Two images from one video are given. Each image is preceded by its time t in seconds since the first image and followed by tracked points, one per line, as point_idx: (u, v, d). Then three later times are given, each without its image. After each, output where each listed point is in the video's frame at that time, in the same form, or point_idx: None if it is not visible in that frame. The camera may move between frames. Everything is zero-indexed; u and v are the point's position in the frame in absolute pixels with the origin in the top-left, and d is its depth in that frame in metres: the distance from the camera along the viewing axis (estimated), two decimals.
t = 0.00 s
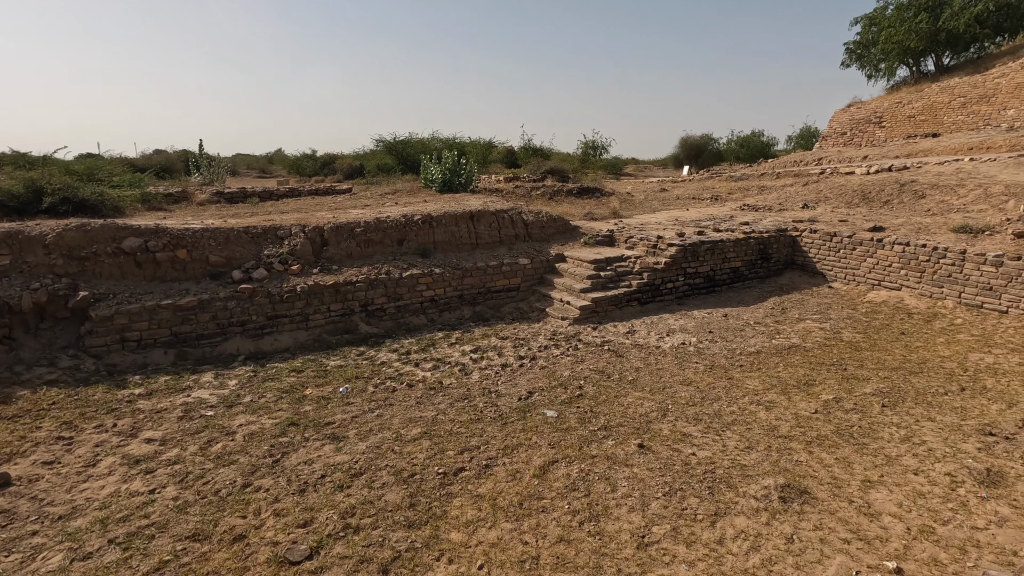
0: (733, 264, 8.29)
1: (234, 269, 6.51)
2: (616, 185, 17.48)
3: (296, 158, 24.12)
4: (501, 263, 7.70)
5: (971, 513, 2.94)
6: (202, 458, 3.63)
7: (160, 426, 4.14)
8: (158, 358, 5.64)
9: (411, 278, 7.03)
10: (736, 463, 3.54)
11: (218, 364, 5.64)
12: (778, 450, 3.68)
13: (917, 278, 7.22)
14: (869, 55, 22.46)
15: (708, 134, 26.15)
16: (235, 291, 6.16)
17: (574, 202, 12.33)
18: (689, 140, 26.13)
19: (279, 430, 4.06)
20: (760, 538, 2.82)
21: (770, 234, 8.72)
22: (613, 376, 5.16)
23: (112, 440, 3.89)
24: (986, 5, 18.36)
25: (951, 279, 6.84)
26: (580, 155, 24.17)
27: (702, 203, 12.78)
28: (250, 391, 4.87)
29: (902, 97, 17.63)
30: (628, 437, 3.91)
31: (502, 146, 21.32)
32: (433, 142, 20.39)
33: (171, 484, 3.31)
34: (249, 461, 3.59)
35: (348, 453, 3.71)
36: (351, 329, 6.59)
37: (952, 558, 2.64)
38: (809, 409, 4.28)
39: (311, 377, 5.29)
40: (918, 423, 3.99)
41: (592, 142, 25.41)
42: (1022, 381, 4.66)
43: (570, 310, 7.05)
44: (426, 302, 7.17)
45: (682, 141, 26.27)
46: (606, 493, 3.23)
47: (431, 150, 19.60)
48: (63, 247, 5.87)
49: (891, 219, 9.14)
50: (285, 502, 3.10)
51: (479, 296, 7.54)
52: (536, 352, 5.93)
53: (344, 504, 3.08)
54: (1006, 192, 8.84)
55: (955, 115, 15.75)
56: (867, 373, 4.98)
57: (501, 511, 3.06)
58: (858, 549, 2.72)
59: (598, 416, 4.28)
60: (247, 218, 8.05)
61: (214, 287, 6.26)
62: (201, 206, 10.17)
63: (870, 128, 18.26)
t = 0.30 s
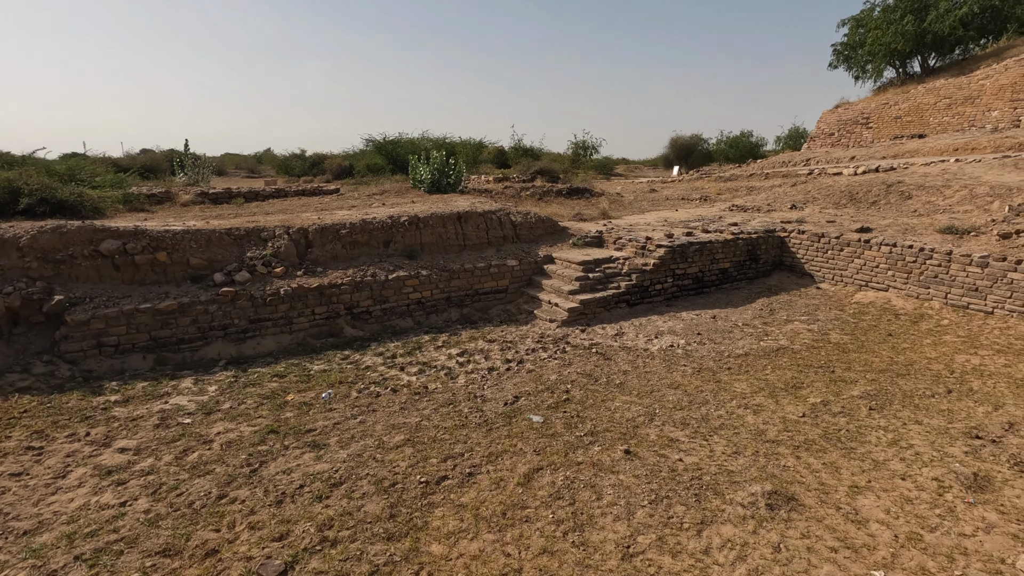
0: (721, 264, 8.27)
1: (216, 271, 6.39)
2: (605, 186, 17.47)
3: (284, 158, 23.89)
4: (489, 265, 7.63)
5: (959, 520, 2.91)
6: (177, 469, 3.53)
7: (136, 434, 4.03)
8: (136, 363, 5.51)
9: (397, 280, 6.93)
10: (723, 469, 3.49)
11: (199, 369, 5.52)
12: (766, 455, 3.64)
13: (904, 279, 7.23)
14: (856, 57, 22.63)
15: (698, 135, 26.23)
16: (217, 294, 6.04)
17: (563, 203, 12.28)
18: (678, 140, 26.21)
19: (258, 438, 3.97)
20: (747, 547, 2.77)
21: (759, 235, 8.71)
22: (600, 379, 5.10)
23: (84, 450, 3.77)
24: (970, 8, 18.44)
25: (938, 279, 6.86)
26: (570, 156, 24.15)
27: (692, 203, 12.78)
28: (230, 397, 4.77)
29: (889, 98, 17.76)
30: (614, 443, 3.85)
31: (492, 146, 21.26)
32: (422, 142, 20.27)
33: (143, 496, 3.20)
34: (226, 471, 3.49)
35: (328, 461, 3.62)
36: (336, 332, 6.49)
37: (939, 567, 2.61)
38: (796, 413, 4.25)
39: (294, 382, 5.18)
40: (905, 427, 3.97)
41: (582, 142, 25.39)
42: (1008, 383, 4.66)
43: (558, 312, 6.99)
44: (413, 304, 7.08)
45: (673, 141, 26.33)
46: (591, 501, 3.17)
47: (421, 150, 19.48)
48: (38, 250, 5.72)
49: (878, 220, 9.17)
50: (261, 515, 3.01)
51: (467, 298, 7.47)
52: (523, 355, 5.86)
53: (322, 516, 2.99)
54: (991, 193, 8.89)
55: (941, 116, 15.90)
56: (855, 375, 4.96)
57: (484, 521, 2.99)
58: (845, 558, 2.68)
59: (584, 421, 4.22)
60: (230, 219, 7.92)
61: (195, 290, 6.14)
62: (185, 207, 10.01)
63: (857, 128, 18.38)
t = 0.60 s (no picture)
0: (714, 266, 8.25)
1: (204, 274, 6.30)
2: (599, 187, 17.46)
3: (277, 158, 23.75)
4: (481, 267, 7.58)
5: (951, 526, 2.89)
6: (159, 477, 3.46)
7: (118, 441, 3.95)
8: (122, 367, 5.43)
9: (388, 283, 6.87)
10: (715, 474, 3.45)
11: (186, 373, 5.44)
12: (758, 460, 3.60)
13: (896, 281, 7.23)
14: (848, 59, 22.74)
15: (692, 136, 26.28)
16: (204, 297, 5.96)
17: (557, 204, 12.24)
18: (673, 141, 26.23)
19: (244, 444, 3.90)
20: (738, 555, 2.73)
21: (752, 237, 8.70)
22: (592, 383, 5.05)
23: (64, 458, 3.69)
24: (960, 11, 18.65)
25: (930, 282, 6.86)
26: (564, 157, 24.14)
27: (685, 205, 12.78)
28: (216, 402, 4.69)
29: (881, 100, 17.84)
30: (605, 448, 3.81)
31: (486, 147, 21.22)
32: (416, 142, 20.19)
33: (124, 506, 3.13)
34: (210, 478, 3.43)
35: (314, 468, 3.56)
36: (326, 336, 6.42)
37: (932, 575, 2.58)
38: (789, 417, 4.22)
39: (282, 386, 5.11)
40: (897, 431, 3.95)
41: (576, 143, 25.38)
42: (1000, 386, 4.65)
43: (551, 314, 6.94)
44: (404, 306, 7.02)
45: (667, 142, 26.35)
46: (581, 508, 3.12)
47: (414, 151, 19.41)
48: (22, 253, 5.62)
49: (871, 221, 9.19)
50: (244, 525, 2.94)
51: (459, 301, 7.41)
52: (515, 358, 5.81)
53: (307, 525, 2.93)
54: (982, 194, 8.92)
55: (933, 118, 15.98)
56: (848, 379, 4.94)
57: (472, 530, 2.94)
58: (837, 566, 2.64)
59: (576, 425, 4.17)
60: (220, 221, 7.83)
61: (182, 292, 6.05)
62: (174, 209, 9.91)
63: (849, 130, 18.45)
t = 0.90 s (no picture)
0: (709, 268, 8.24)
1: (195, 275, 6.25)
2: (596, 188, 17.44)
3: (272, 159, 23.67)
4: (475, 269, 7.54)
5: (944, 530, 2.87)
6: (146, 481, 3.41)
7: (105, 445, 3.90)
8: (111, 369, 5.37)
9: (381, 284, 6.83)
10: (707, 478, 3.42)
11: (175, 376, 5.39)
12: (751, 464, 3.58)
13: (890, 282, 7.24)
14: (842, 60, 22.82)
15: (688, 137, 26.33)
16: (195, 299, 5.91)
17: (553, 205, 12.22)
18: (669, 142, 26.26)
19: (232, 448, 3.85)
20: (730, 560, 2.70)
21: (747, 238, 8.69)
22: (585, 385, 5.02)
23: (49, 462, 3.64)
24: (955, 13, 18.80)
25: (924, 283, 6.86)
26: (561, 158, 24.15)
27: (680, 206, 12.78)
28: (206, 405, 4.64)
29: (876, 102, 17.90)
30: (598, 452, 3.78)
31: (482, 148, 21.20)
32: (412, 143, 20.14)
33: (108, 511, 3.08)
34: (196, 483, 3.38)
35: (303, 472, 3.52)
36: (319, 338, 6.37)
37: None
38: (782, 419, 4.20)
39: (273, 389, 5.06)
40: (891, 433, 3.93)
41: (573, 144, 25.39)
42: (993, 388, 4.64)
43: (545, 316, 6.91)
44: (397, 308, 6.98)
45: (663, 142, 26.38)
46: (572, 513, 3.09)
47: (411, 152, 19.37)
48: (9, 254, 5.56)
49: (865, 223, 9.20)
50: (230, 531, 2.90)
51: (453, 303, 7.37)
52: (508, 360, 5.78)
53: (294, 531, 2.89)
54: (976, 196, 8.94)
55: (927, 119, 16.05)
56: (841, 381, 4.92)
57: (461, 535, 2.90)
58: (829, 571, 2.62)
59: (568, 428, 4.14)
60: (212, 222, 7.79)
61: (173, 294, 6.00)
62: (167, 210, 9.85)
63: (844, 132, 18.50)
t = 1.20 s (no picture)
0: (706, 270, 8.22)
1: (189, 277, 6.23)
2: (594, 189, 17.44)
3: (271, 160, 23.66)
4: (471, 270, 7.52)
5: (937, 535, 2.85)
6: (135, 485, 3.39)
7: (95, 449, 3.87)
8: (103, 372, 5.34)
9: (377, 286, 6.81)
10: (700, 482, 3.40)
11: (169, 378, 5.36)
12: (744, 468, 3.56)
13: (887, 285, 7.22)
14: (841, 62, 22.85)
15: (688, 139, 26.37)
16: (189, 301, 5.88)
17: (550, 207, 12.21)
18: (669, 143, 26.31)
19: (223, 452, 3.83)
20: (721, 566, 2.68)
21: (744, 240, 8.67)
22: (580, 388, 5.00)
23: (38, 466, 3.61)
24: (952, 15, 18.84)
25: (921, 285, 6.85)
26: (559, 159, 24.17)
27: (678, 208, 12.78)
28: (198, 408, 4.62)
29: (874, 104, 17.92)
30: (591, 455, 3.76)
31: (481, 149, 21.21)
32: (411, 144, 20.15)
33: (96, 516, 3.06)
34: (186, 487, 3.36)
35: (293, 476, 3.50)
36: (314, 340, 6.35)
37: None
38: (777, 423, 4.18)
39: (266, 392, 5.04)
40: (885, 436, 3.92)
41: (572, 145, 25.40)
42: (988, 391, 4.63)
43: (541, 318, 6.89)
44: (393, 310, 6.96)
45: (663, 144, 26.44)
46: (563, 517, 3.07)
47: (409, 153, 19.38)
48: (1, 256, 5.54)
49: (862, 225, 9.20)
50: (218, 536, 2.88)
51: (449, 304, 7.35)
52: (503, 362, 5.76)
53: (282, 536, 2.87)
54: (973, 198, 8.93)
55: (924, 121, 16.07)
56: (837, 383, 4.90)
57: (451, 540, 2.88)
58: None
59: (562, 432, 4.11)
60: (208, 223, 7.77)
61: (167, 296, 5.98)
62: (164, 210, 9.84)
63: (842, 133, 18.51)
